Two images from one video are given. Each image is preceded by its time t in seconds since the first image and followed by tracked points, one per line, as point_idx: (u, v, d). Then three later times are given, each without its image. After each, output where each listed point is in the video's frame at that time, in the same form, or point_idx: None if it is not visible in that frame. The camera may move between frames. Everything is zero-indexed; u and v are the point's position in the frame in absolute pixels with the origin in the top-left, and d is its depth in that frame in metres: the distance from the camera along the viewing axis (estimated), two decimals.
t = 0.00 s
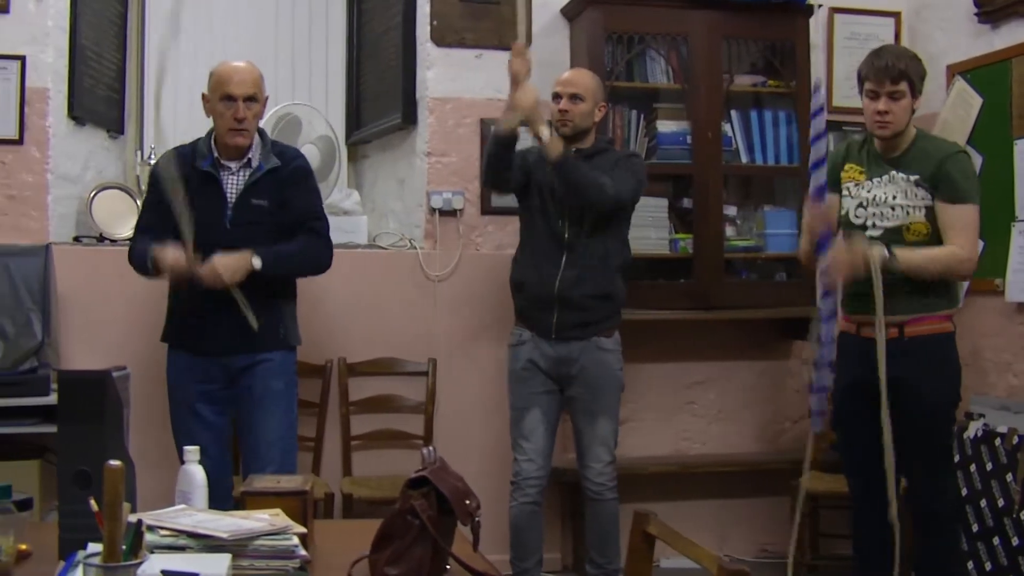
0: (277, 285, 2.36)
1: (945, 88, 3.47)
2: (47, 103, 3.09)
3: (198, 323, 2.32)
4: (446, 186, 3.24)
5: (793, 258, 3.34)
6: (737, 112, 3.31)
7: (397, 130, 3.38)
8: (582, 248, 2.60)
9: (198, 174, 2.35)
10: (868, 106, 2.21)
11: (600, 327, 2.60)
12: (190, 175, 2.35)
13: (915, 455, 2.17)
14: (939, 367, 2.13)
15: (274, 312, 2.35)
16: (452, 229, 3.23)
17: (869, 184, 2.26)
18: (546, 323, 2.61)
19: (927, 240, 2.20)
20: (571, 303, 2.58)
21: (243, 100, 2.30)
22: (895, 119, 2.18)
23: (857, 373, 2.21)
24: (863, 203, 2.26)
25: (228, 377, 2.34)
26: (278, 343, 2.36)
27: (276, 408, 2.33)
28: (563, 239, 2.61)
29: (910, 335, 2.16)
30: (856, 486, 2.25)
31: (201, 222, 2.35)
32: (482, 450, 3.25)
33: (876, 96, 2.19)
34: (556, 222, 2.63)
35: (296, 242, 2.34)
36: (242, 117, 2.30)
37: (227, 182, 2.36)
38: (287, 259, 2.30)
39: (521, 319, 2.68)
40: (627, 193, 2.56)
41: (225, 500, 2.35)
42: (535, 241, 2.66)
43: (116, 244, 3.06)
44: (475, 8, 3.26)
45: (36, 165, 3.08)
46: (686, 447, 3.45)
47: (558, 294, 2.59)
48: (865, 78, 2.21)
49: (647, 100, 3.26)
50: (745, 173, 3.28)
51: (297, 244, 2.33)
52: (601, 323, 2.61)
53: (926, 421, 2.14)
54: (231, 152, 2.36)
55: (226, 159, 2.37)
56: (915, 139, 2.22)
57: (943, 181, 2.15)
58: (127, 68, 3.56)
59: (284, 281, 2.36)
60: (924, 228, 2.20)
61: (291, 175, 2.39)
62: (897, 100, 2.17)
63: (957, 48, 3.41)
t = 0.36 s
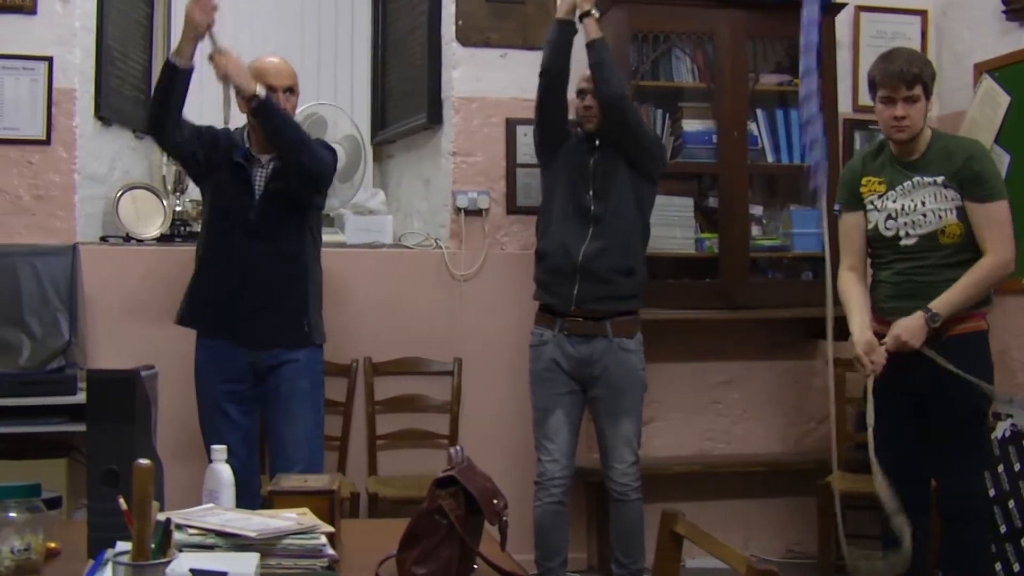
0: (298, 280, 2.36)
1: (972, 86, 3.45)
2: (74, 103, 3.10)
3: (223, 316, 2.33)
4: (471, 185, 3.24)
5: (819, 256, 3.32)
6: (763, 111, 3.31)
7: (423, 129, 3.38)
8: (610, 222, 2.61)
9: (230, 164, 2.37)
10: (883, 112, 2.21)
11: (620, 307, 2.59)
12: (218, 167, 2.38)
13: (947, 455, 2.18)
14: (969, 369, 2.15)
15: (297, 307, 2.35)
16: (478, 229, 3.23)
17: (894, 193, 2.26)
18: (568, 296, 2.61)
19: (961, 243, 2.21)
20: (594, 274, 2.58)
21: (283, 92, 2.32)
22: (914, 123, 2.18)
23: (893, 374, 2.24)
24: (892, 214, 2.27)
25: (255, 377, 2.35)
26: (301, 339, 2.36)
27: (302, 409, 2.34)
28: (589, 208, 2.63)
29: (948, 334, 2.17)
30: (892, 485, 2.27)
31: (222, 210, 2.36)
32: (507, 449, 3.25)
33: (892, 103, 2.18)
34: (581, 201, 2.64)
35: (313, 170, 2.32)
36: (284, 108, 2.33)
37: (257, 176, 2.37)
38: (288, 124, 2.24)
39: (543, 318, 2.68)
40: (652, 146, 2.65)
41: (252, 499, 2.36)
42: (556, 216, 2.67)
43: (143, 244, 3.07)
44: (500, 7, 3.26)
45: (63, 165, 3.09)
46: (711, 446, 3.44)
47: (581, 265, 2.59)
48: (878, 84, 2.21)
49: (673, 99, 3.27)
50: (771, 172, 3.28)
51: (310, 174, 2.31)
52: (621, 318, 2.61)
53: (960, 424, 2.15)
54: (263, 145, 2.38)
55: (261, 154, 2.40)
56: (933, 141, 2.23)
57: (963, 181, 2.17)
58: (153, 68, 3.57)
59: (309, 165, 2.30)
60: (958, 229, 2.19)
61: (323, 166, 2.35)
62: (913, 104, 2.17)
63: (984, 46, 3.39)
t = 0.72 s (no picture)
0: (326, 268, 2.37)
1: (1000, 84, 3.43)
2: (101, 103, 3.12)
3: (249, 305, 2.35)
4: (497, 185, 3.24)
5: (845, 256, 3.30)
6: (789, 110, 3.30)
7: (448, 129, 3.39)
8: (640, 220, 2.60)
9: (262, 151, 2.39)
10: (921, 101, 2.24)
11: (649, 304, 2.60)
12: (252, 152, 2.40)
13: (974, 454, 2.16)
14: (1002, 368, 2.14)
15: (325, 296, 2.36)
16: (504, 228, 3.23)
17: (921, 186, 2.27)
18: (597, 292, 2.60)
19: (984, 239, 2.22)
20: (624, 271, 2.57)
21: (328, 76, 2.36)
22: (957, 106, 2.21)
23: (915, 373, 2.22)
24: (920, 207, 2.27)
25: (283, 377, 2.35)
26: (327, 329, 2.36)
27: (330, 409, 2.33)
28: (618, 203, 2.62)
29: (968, 333, 2.16)
30: (916, 487, 2.25)
31: (249, 196, 2.38)
32: (534, 449, 3.25)
33: (935, 88, 2.22)
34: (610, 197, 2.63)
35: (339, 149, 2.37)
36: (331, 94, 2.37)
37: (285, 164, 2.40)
38: (316, 68, 2.29)
39: (569, 317, 2.68)
40: (680, 141, 2.65)
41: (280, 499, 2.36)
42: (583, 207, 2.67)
43: (169, 244, 3.08)
44: (526, 6, 3.26)
45: (90, 165, 3.11)
46: (738, 447, 3.43)
47: (612, 261, 2.57)
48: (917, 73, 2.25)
49: (700, 98, 3.24)
50: (797, 172, 3.27)
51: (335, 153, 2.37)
52: (650, 317, 2.61)
53: (984, 423, 2.15)
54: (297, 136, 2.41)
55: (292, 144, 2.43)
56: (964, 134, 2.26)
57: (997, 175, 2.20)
58: (179, 69, 3.59)
59: (333, 122, 2.33)
60: (981, 225, 2.22)
61: (350, 150, 2.40)
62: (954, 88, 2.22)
63: (1013, 44, 3.37)
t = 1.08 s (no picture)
0: (353, 263, 2.38)
1: None
2: (128, 104, 3.13)
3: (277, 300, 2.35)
4: (523, 185, 3.24)
5: (873, 256, 3.29)
6: (815, 109, 3.28)
7: (475, 129, 3.39)
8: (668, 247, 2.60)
9: (290, 147, 2.39)
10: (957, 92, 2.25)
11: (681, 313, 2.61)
12: (280, 149, 2.40)
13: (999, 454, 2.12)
14: None
15: (353, 292, 2.37)
16: (529, 228, 3.23)
17: (955, 159, 2.20)
18: (628, 316, 2.61)
19: (1001, 213, 2.12)
20: (653, 296, 2.59)
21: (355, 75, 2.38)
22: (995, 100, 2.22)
23: (937, 374, 2.19)
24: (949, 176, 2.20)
25: (311, 376, 2.36)
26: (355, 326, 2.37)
27: (358, 410, 2.34)
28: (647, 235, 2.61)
29: (989, 333, 2.11)
30: (941, 488, 2.21)
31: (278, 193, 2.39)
32: (560, 449, 3.24)
33: (974, 78, 2.21)
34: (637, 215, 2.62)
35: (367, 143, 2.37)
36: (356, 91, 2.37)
37: (312, 163, 2.39)
38: (343, 58, 2.30)
39: (601, 315, 2.68)
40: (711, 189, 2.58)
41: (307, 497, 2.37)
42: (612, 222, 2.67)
43: (196, 243, 3.10)
44: (552, 6, 3.26)
45: (117, 165, 3.12)
46: (765, 447, 3.42)
47: (640, 288, 2.59)
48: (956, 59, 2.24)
49: (726, 98, 3.24)
50: (823, 172, 3.26)
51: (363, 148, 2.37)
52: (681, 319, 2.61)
53: (1007, 424, 2.10)
54: (326, 134, 2.40)
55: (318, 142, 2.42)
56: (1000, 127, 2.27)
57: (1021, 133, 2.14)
58: (206, 69, 3.60)
59: (357, 110, 2.32)
60: (997, 197, 2.12)
61: (377, 142, 2.40)
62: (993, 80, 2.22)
63: None
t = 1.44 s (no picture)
0: (379, 267, 2.37)
1: None
2: (156, 104, 3.14)
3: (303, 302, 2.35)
4: (550, 184, 3.24)
5: (901, 256, 3.27)
6: (843, 108, 3.26)
7: (501, 129, 3.39)
8: (702, 270, 2.63)
9: (317, 153, 2.40)
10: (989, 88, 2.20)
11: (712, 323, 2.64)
12: (306, 154, 2.41)
13: None
14: None
15: (379, 293, 2.37)
16: (556, 228, 3.23)
17: (989, 143, 2.16)
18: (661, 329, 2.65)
19: None
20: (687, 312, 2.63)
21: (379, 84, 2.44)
22: None
23: (966, 374, 2.17)
24: (981, 160, 2.15)
25: (338, 375, 2.36)
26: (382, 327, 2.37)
27: (384, 409, 2.34)
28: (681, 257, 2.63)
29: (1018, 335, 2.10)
30: (971, 488, 2.18)
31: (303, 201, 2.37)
32: (586, 450, 3.24)
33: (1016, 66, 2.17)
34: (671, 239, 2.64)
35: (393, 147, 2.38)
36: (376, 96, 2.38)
37: (338, 166, 2.39)
38: (370, 77, 2.31)
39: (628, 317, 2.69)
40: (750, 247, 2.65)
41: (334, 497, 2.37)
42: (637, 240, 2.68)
43: (224, 243, 3.11)
44: (578, 5, 3.26)
45: (145, 165, 3.13)
46: (792, 447, 3.41)
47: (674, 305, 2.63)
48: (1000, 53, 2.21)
49: (752, 98, 3.23)
50: (850, 171, 3.25)
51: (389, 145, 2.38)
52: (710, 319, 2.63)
53: None
54: (353, 140, 2.42)
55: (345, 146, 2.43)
56: None
57: None
58: (233, 70, 3.61)
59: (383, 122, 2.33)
60: None
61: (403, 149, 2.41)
62: None
63: None
